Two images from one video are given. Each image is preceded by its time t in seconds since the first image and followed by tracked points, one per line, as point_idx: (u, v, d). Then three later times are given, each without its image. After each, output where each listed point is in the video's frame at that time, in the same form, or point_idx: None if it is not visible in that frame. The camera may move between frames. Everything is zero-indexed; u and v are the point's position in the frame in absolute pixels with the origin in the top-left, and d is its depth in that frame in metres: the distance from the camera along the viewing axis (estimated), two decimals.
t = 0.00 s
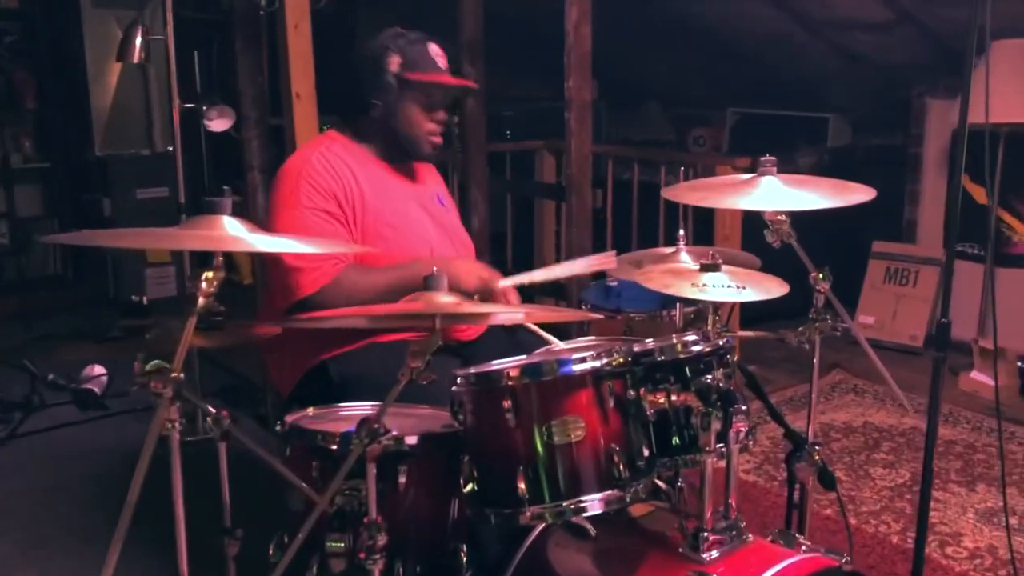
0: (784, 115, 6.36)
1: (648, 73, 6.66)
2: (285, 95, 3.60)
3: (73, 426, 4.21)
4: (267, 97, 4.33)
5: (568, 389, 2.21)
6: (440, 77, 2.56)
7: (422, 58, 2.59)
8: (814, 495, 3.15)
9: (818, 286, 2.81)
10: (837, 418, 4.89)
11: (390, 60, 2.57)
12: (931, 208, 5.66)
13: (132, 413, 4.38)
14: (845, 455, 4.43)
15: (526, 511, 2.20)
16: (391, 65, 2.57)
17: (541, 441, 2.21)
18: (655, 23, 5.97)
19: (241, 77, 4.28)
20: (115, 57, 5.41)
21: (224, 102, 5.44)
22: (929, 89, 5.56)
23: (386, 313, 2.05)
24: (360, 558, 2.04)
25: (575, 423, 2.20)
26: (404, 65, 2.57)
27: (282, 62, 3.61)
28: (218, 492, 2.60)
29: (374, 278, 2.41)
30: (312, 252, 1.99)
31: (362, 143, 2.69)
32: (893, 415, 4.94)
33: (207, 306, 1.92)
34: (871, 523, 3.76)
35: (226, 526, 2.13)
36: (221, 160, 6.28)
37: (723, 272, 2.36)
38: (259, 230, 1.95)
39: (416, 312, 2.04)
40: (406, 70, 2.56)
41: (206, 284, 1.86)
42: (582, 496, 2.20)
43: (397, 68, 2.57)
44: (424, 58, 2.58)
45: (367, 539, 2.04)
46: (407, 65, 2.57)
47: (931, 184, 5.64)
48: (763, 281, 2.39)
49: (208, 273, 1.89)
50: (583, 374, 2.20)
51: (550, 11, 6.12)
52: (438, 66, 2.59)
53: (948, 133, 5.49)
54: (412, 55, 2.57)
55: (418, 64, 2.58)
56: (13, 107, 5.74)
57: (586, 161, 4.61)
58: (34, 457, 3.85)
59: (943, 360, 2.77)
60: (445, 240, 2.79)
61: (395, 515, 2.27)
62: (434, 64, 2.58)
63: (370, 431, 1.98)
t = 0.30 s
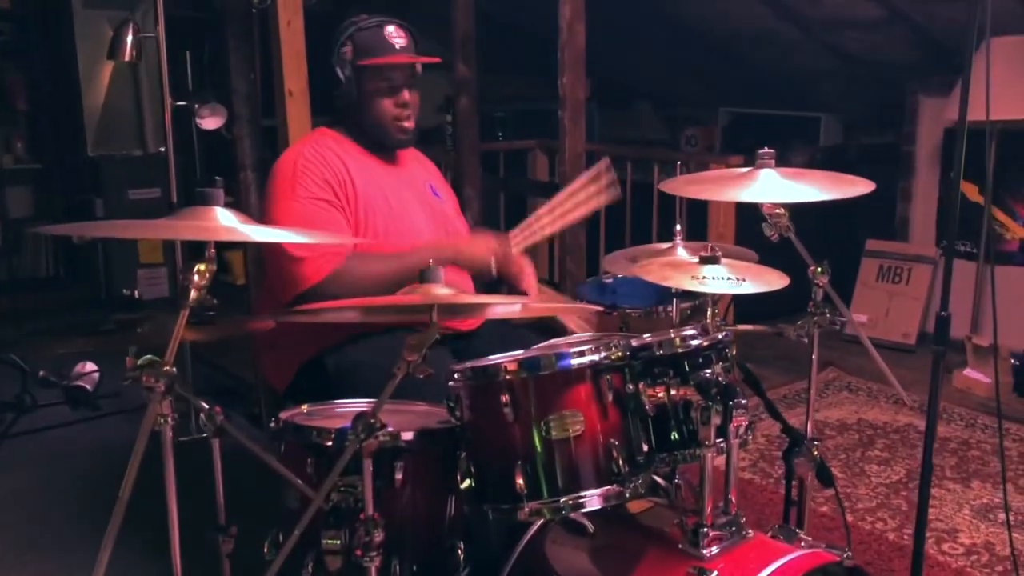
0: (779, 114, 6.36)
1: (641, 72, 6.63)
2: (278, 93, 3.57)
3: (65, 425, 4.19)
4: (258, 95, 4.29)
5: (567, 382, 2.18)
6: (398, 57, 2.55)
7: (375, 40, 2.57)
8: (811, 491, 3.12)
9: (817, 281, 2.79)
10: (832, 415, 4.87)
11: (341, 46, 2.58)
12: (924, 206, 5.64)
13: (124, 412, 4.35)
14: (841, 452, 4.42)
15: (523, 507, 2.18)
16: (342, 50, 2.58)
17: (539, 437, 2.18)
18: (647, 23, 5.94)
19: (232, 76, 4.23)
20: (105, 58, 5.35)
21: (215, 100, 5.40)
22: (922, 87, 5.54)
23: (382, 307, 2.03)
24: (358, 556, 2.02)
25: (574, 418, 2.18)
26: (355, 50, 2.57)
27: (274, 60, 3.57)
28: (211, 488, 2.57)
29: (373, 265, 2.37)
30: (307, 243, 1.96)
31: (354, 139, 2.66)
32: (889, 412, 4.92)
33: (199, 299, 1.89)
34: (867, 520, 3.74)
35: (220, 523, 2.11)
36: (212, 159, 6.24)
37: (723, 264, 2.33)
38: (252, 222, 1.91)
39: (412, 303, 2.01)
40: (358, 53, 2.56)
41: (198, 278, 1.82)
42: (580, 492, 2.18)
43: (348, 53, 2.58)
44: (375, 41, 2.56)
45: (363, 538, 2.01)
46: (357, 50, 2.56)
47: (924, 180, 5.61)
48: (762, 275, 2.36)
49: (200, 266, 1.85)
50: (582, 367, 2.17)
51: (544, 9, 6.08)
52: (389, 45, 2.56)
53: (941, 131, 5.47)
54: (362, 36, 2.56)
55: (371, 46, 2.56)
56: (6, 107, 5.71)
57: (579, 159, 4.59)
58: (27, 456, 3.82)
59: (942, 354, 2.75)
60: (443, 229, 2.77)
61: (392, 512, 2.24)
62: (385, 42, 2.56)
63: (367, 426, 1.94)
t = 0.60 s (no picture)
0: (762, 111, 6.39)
1: (635, 67, 6.66)
2: (278, 87, 3.58)
3: (66, 419, 4.22)
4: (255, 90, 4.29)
5: (575, 370, 2.21)
6: (432, 95, 2.48)
7: (425, 73, 2.50)
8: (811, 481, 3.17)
9: (818, 271, 2.83)
10: (829, 409, 4.93)
11: (392, 67, 2.52)
12: (920, 202, 5.72)
13: (124, 407, 4.38)
14: (838, 446, 4.46)
15: (532, 492, 2.21)
16: (392, 69, 2.52)
17: (548, 423, 2.22)
18: (643, 19, 5.97)
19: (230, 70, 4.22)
20: (100, 54, 5.34)
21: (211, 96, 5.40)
22: (916, 84, 5.59)
23: (394, 296, 2.07)
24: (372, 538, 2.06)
25: (582, 405, 2.21)
26: (403, 74, 2.52)
27: (273, 56, 3.59)
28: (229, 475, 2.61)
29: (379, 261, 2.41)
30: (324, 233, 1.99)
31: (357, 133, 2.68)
32: (884, 405, 4.98)
33: (219, 287, 1.92)
34: (865, 512, 3.79)
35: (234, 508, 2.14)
36: (206, 152, 6.23)
37: (728, 254, 2.37)
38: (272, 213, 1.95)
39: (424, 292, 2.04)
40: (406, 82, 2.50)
41: (218, 267, 1.86)
42: (589, 478, 2.22)
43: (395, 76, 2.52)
44: (426, 76, 2.50)
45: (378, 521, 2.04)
46: (405, 73, 2.51)
47: (919, 175, 5.69)
48: (768, 264, 2.40)
49: (221, 255, 1.88)
50: (590, 355, 2.21)
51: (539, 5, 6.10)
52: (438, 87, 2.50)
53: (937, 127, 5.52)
54: (413, 65, 2.50)
55: (419, 77, 2.50)
56: None
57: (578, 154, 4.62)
58: (30, 450, 3.85)
59: (942, 345, 2.80)
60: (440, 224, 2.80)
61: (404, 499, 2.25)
62: (434, 81, 2.49)
63: (382, 411, 1.99)
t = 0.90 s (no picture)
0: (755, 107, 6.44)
1: (627, 63, 6.72)
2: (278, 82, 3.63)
3: (68, 415, 4.27)
4: (254, 86, 4.36)
5: (587, 351, 2.27)
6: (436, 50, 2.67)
7: (418, 32, 2.67)
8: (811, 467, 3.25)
9: (819, 259, 2.91)
10: (826, 401, 5.01)
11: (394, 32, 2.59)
12: (914, 197, 5.81)
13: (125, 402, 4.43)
14: (834, 437, 4.55)
15: (546, 469, 2.26)
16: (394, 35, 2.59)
17: (560, 403, 2.27)
18: (638, 16, 6.03)
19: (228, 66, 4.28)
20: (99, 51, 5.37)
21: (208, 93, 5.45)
22: (909, 79, 5.67)
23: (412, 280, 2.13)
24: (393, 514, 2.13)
25: (593, 385, 2.27)
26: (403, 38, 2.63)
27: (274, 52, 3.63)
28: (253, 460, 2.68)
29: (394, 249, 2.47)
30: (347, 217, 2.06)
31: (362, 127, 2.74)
32: (879, 397, 5.06)
33: (247, 271, 1.99)
34: (863, 500, 3.87)
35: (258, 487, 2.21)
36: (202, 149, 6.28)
37: (734, 239, 2.45)
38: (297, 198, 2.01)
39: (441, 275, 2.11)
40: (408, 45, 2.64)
41: (247, 251, 1.92)
42: (600, 455, 2.27)
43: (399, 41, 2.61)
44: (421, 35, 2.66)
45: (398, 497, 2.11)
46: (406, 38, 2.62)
47: (913, 171, 5.79)
48: (772, 248, 2.48)
49: (250, 239, 1.95)
50: (601, 337, 2.27)
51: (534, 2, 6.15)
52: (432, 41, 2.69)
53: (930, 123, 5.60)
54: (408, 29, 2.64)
55: (417, 38, 2.66)
56: None
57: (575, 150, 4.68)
58: (34, 445, 3.90)
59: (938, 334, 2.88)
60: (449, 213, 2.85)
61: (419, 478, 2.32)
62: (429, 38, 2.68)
63: (404, 389, 2.06)
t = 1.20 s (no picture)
0: (750, 102, 6.60)
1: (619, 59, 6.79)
2: (276, 75, 3.67)
3: (66, 408, 4.32)
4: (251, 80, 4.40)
5: (596, 328, 2.33)
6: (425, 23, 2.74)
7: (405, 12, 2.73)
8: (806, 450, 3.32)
9: (817, 242, 2.99)
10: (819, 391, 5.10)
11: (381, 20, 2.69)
12: (903, 191, 5.91)
13: (121, 395, 4.48)
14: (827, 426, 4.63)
15: (554, 443, 2.31)
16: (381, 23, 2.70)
17: (569, 379, 2.32)
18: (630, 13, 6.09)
19: (226, 59, 4.25)
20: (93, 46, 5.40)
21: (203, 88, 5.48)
22: (898, 73, 5.75)
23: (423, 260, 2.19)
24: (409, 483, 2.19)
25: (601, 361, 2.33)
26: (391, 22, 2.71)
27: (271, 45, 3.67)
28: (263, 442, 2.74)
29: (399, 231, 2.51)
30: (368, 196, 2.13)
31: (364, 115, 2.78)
32: (871, 388, 5.15)
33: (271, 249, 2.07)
34: (856, 486, 3.96)
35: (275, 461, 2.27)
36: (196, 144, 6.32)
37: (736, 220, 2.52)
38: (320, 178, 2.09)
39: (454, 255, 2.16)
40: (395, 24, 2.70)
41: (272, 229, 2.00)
42: (608, 430, 2.33)
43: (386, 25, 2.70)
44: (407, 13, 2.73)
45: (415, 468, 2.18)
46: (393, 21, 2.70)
47: (903, 165, 5.87)
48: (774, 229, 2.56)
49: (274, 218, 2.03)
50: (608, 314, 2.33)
51: None
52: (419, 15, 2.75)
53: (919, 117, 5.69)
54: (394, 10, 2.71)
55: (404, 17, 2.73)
56: None
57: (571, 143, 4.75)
58: (34, 437, 3.94)
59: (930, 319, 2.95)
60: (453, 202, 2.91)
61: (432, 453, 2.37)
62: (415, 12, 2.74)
63: (422, 363, 2.12)
